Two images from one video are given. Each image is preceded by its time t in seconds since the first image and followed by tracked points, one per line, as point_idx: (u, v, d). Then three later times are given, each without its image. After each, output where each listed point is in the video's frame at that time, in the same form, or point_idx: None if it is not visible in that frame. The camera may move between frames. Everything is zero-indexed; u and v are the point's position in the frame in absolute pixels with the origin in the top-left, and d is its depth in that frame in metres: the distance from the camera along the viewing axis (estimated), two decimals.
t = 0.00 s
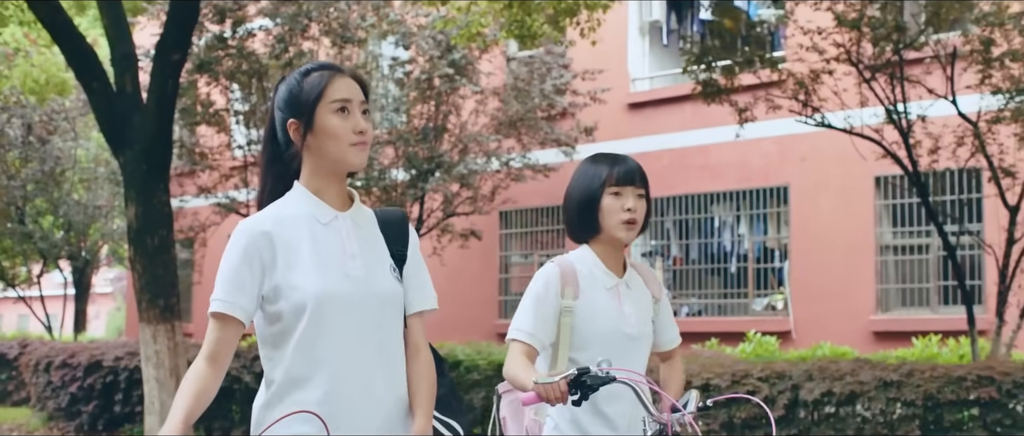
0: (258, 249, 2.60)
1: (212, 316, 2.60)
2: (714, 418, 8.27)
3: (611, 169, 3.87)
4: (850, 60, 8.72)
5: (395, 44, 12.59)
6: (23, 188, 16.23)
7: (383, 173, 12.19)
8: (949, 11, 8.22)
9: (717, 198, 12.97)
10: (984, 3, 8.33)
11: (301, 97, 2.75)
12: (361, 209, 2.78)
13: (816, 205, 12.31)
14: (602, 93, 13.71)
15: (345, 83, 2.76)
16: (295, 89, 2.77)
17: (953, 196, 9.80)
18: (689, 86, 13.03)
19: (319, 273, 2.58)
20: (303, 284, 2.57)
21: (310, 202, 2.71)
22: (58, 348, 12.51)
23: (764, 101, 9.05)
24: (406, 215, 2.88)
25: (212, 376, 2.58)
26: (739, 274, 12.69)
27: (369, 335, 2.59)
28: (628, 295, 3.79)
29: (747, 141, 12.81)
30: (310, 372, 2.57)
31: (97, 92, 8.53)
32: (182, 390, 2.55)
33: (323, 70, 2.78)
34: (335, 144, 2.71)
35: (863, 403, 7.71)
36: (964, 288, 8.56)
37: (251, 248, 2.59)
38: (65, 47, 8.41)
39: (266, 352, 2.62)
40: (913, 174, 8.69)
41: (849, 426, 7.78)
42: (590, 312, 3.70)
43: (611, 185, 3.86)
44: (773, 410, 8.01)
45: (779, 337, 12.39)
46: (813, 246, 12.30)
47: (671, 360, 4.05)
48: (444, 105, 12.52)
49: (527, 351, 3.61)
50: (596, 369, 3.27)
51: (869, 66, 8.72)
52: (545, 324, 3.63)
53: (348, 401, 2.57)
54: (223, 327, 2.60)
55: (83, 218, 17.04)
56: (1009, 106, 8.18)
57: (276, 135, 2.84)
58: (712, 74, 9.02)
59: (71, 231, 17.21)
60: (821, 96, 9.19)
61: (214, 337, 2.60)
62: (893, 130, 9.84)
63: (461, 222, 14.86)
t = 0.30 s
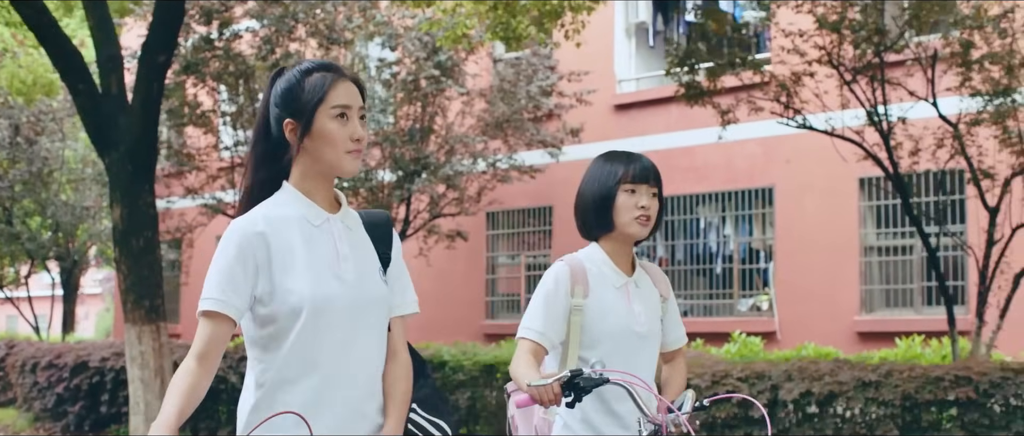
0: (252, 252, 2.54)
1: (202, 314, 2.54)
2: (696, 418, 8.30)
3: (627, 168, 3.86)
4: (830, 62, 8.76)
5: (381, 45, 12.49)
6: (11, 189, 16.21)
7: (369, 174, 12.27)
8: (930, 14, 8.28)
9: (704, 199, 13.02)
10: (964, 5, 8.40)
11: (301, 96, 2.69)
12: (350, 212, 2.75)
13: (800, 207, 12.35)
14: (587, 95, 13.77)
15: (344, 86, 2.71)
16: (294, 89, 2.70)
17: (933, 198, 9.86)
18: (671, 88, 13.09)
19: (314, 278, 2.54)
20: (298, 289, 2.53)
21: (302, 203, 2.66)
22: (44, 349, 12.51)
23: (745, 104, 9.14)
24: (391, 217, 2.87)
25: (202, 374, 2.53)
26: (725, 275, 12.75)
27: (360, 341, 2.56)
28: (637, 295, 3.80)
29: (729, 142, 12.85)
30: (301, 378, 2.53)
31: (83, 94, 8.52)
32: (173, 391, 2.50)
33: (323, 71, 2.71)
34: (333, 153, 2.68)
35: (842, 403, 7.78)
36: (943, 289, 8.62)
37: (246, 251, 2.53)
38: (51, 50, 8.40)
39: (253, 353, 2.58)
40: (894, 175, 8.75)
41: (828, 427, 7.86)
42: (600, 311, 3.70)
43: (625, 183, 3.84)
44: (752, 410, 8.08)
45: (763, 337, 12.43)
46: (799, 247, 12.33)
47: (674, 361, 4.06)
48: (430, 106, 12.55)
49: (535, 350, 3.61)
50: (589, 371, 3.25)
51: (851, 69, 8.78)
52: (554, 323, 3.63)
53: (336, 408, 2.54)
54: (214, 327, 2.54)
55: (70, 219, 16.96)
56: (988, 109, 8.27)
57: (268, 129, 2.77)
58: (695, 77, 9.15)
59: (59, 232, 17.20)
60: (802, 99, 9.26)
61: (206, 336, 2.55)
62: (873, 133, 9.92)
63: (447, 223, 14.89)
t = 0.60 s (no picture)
0: (255, 248, 2.54)
1: (204, 308, 2.55)
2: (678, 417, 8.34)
3: (617, 168, 3.88)
4: (810, 63, 8.79)
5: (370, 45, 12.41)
6: None
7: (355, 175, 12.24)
8: (910, 16, 8.41)
9: (689, 199, 13.05)
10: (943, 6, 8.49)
11: (313, 94, 2.68)
12: (361, 213, 2.72)
13: (785, 207, 12.40)
14: (574, 95, 13.81)
15: (358, 86, 2.69)
16: (308, 86, 2.70)
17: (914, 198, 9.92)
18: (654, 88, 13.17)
19: (315, 278, 2.52)
20: (298, 289, 2.51)
21: (309, 202, 2.65)
22: (31, 347, 12.52)
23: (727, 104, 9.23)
24: (408, 221, 2.82)
25: (206, 365, 2.52)
26: (710, 274, 12.72)
27: (357, 346, 2.53)
28: (630, 293, 3.83)
29: (711, 143, 12.93)
30: (296, 378, 2.52)
31: (68, 94, 8.54)
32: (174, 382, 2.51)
33: (338, 70, 2.71)
34: (343, 150, 2.66)
35: (820, 402, 7.82)
36: (922, 289, 8.67)
37: (249, 248, 2.54)
38: (38, 50, 8.42)
39: (255, 351, 2.58)
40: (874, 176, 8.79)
41: (806, 424, 7.92)
42: (595, 306, 3.73)
43: (614, 183, 3.86)
44: (732, 410, 8.13)
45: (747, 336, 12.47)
46: (784, 247, 12.37)
47: (661, 363, 4.09)
48: (417, 107, 12.57)
49: (532, 342, 3.61)
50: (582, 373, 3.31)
51: (833, 69, 8.79)
52: (551, 317, 3.65)
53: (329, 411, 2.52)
54: (218, 320, 2.54)
55: (59, 219, 16.92)
56: (966, 110, 8.45)
57: (283, 128, 2.77)
58: (677, 78, 9.20)
59: (47, 232, 17.19)
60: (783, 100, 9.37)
61: (208, 329, 2.53)
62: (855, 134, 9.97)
63: (434, 222, 14.92)
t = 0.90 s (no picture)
0: (279, 244, 2.53)
1: (229, 305, 2.52)
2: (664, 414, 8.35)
3: (593, 169, 3.94)
4: (795, 63, 8.81)
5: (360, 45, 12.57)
6: None
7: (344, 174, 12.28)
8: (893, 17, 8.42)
9: (679, 198, 13.08)
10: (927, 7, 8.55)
11: (335, 97, 2.72)
12: (387, 211, 2.72)
13: (773, 207, 12.43)
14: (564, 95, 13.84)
15: (380, 88, 2.73)
16: (332, 90, 2.74)
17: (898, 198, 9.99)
18: (641, 89, 13.23)
19: (340, 273, 2.52)
20: (321, 284, 2.51)
21: (334, 201, 2.65)
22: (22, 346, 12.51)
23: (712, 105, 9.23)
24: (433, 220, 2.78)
25: (228, 359, 2.47)
26: (699, 273, 12.76)
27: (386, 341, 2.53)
28: (623, 294, 3.84)
29: (697, 142, 12.98)
30: (325, 373, 2.51)
31: (57, 94, 8.56)
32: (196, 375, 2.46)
33: (363, 73, 2.75)
34: (364, 149, 2.68)
35: (802, 400, 7.85)
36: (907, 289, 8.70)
37: (274, 245, 2.53)
38: (28, 50, 8.45)
39: (284, 349, 2.56)
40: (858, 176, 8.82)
41: (786, 422, 7.92)
42: (587, 308, 3.74)
43: (591, 183, 3.93)
44: (714, 408, 8.16)
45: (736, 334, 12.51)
46: (773, 247, 12.41)
47: (664, 361, 4.05)
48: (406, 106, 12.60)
49: (524, 349, 3.57)
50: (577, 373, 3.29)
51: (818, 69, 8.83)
52: (542, 320, 3.63)
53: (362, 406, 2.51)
54: (245, 315, 2.50)
55: (51, 218, 16.91)
56: (949, 110, 8.51)
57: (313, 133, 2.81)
58: (663, 77, 9.21)
59: (40, 230, 17.20)
60: (768, 100, 9.39)
61: (233, 322, 2.50)
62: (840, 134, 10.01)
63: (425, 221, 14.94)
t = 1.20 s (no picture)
0: (282, 245, 2.60)
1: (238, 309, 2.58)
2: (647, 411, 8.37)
3: (575, 162, 3.95)
4: (777, 63, 8.84)
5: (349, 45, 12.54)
6: None
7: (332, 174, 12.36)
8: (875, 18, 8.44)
9: (667, 198, 13.06)
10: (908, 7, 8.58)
11: (326, 97, 2.75)
12: (386, 207, 2.77)
13: (759, 207, 12.47)
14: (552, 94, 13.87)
15: (370, 86, 2.74)
16: (324, 91, 2.77)
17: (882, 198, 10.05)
18: (625, 89, 13.29)
19: (343, 271, 2.59)
20: (325, 282, 2.58)
21: (337, 201, 2.72)
22: (11, 345, 12.51)
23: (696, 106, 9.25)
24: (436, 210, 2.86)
25: (241, 359, 2.50)
26: (686, 272, 12.78)
27: (391, 335, 2.60)
28: (617, 285, 3.85)
29: (681, 142, 13.03)
30: (334, 369, 2.59)
31: (44, 94, 8.58)
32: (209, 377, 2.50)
33: (353, 73, 2.77)
34: (356, 148, 2.71)
35: (780, 399, 7.85)
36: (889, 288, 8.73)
37: (277, 246, 2.59)
38: (14, 51, 8.48)
39: (294, 347, 2.64)
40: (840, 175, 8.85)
41: (767, 419, 7.94)
42: (578, 302, 3.76)
43: (574, 176, 3.95)
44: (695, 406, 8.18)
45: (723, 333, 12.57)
46: (760, 246, 12.46)
47: (672, 351, 4.09)
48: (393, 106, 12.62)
49: (516, 349, 3.65)
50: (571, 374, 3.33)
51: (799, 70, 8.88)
52: (532, 318, 3.68)
53: (372, 401, 2.59)
54: (255, 316, 2.55)
55: (41, 218, 16.92)
56: (929, 111, 8.56)
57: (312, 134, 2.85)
58: (647, 78, 9.19)
59: (30, 230, 17.20)
60: (751, 100, 9.42)
61: (243, 322, 2.54)
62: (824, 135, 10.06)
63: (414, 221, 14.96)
